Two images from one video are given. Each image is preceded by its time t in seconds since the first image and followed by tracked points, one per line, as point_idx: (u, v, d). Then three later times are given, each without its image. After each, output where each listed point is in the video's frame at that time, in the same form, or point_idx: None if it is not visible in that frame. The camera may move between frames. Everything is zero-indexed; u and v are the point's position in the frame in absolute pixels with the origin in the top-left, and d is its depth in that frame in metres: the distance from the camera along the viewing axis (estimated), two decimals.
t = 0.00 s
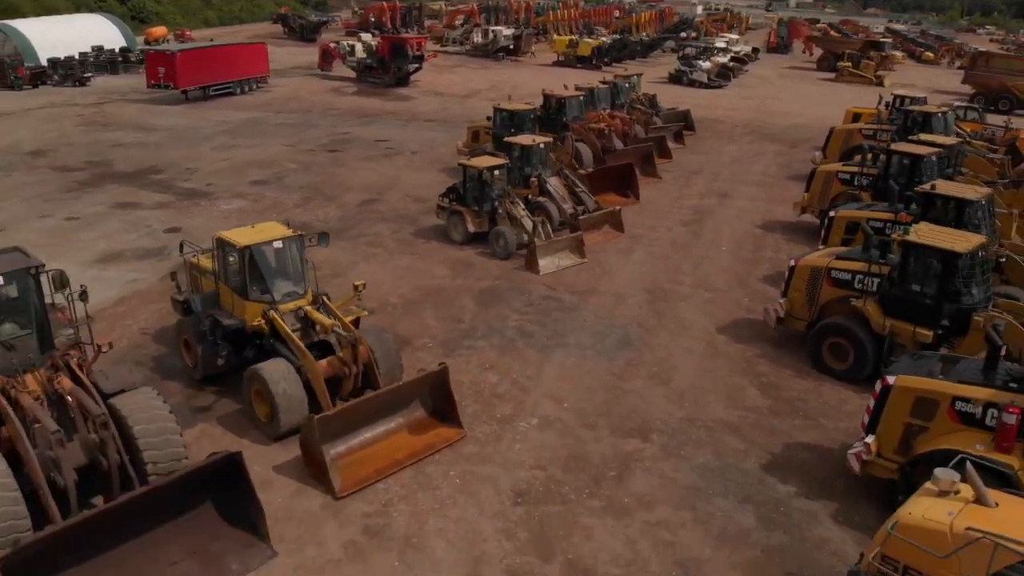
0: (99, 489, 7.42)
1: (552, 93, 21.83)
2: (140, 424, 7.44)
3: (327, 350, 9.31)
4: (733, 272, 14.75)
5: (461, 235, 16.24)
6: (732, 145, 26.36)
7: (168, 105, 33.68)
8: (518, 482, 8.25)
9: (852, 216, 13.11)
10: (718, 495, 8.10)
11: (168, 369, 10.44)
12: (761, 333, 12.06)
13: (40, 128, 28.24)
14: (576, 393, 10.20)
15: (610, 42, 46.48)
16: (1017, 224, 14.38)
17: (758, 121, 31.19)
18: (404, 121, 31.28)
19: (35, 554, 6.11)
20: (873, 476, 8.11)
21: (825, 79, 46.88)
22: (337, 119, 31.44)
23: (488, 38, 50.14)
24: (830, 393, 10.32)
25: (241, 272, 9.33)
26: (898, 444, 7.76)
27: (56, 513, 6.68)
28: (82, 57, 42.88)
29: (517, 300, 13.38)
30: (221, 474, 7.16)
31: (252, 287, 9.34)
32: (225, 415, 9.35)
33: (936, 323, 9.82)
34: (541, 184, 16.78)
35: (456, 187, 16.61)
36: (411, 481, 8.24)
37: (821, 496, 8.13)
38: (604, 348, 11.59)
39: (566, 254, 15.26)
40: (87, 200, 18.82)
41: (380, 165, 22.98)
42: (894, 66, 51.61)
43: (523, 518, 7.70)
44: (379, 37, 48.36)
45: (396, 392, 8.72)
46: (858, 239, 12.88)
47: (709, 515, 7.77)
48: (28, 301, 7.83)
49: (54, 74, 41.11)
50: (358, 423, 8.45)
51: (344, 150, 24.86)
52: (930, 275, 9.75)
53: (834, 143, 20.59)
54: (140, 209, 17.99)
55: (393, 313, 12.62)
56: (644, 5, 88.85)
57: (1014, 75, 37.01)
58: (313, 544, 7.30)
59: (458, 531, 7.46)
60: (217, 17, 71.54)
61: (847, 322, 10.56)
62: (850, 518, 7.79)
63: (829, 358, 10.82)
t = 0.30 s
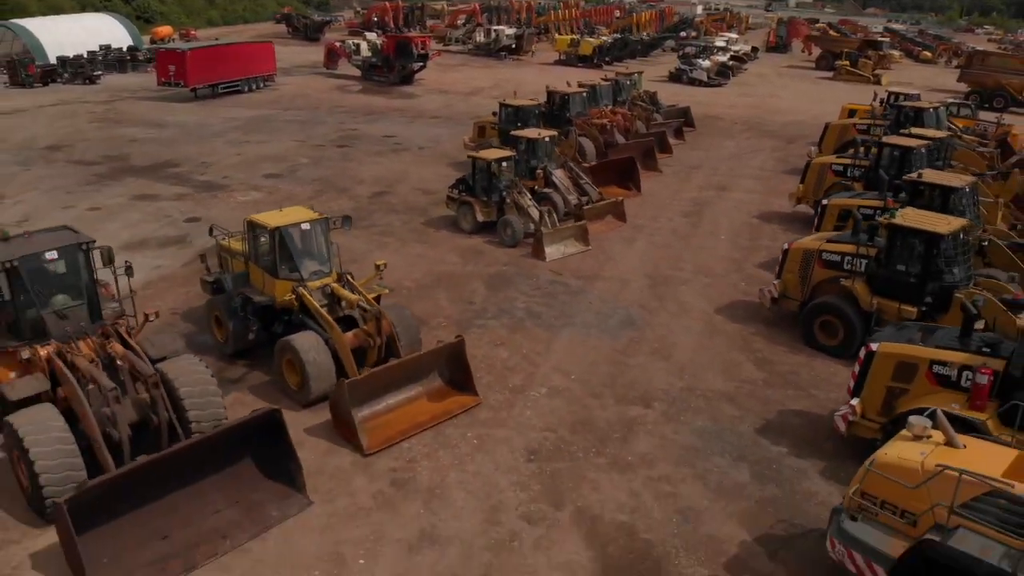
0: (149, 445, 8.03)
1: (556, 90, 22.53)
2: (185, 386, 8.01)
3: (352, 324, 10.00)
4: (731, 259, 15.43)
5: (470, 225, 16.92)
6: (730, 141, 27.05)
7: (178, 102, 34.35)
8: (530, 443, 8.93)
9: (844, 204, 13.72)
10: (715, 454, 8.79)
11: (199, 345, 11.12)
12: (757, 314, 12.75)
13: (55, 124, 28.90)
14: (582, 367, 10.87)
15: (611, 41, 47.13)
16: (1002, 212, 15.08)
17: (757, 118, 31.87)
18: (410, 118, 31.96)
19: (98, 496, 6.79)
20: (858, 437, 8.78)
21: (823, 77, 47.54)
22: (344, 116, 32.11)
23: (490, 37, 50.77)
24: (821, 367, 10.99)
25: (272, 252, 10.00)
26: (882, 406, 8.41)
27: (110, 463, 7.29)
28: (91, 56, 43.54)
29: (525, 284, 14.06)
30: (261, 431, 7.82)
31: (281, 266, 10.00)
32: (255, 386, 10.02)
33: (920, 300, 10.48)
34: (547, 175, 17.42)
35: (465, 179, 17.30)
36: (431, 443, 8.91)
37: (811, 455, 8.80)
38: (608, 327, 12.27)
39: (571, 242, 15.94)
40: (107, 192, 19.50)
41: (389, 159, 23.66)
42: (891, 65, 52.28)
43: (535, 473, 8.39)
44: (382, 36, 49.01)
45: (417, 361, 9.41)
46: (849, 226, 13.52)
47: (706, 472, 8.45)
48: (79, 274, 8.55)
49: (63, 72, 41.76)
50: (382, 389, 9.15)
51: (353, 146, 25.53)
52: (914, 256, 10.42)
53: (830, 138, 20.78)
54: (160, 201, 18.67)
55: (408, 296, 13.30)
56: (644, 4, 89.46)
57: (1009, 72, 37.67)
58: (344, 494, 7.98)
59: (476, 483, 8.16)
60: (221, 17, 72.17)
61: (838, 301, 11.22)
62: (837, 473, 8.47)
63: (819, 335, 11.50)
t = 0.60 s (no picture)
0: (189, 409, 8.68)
1: (559, 86, 23.20)
2: (221, 354, 8.67)
3: (372, 303, 10.69)
4: (728, 247, 16.10)
5: (478, 216, 17.59)
6: (729, 137, 27.74)
7: (187, 99, 34.98)
8: (539, 412, 9.60)
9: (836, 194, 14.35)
10: (712, 421, 9.46)
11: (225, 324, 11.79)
12: (752, 297, 13.44)
13: (69, 120, 29.54)
14: (587, 346, 11.54)
15: (612, 41, 47.77)
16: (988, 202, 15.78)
17: (755, 115, 32.56)
18: (415, 115, 32.61)
19: (147, 451, 7.42)
20: (844, 404, 9.44)
21: (821, 76, 48.20)
22: (350, 113, 32.75)
23: (492, 37, 51.39)
24: (812, 345, 11.67)
25: (297, 236, 10.69)
26: (866, 374, 9.09)
27: (155, 423, 7.94)
28: (99, 54, 44.14)
29: (531, 270, 14.74)
30: (292, 396, 8.49)
31: (306, 249, 10.70)
32: (281, 360, 10.69)
33: (906, 282, 11.13)
34: (551, 168, 18.07)
35: (473, 171, 17.97)
36: (448, 411, 9.58)
37: (800, 421, 9.48)
38: (611, 309, 12.94)
39: (575, 232, 16.61)
40: (125, 185, 20.16)
41: (396, 154, 24.33)
42: (889, 64, 52.96)
43: (545, 437, 9.09)
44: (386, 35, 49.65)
45: (433, 336, 10.10)
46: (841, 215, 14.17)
47: (703, 436, 9.12)
48: (120, 253, 9.21)
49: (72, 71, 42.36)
50: (401, 361, 9.85)
51: (361, 142, 26.19)
52: (900, 240, 11.07)
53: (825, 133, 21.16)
54: (177, 193, 19.33)
55: (420, 281, 13.97)
56: (644, 4, 90.05)
57: (1004, 71, 38.36)
58: (369, 454, 8.66)
59: (491, 446, 8.86)
60: (224, 16, 72.73)
61: (828, 284, 11.88)
62: (825, 437, 9.14)
63: (811, 315, 12.17)
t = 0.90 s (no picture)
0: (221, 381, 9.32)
1: (562, 84, 23.84)
2: (252, 329, 9.34)
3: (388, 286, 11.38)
4: (725, 238, 16.77)
5: (484, 208, 18.23)
6: (727, 134, 28.40)
7: (196, 97, 35.62)
8: (546, 387, 10.30)
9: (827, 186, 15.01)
10: (707, 394, 10.14)
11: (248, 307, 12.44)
12: (746, 283, 14.11)
13: (82, 117, 30.19)
14: (590, 328, 12.23)
15: (613, 41, 48.41)
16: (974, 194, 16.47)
17: (753, 113, 33.23)
18: (420, 114, 33.27)
19: (187, 415, 8.07)
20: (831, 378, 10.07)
21: (819, 76, 48.84)
22: (356, 111, 33.41)
23: (494, 37, 52.03)
24: (803, 326, 12.35)
25: (318, 224, 11.37)
26: (851, 349, 9.75)
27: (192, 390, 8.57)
28: (106, 53, 44.74)
29: (537, 259, 15.40)
30: (317, 367, 9.16)
31: (326, 236, 11.38)
32: (302, 340, 11.35)
33: (891, 267, 11.78)
34: (554, 162, 18.71)
35: (479, 166, 18.62)
36: (461, 387, 10.28)
37: (790, 394, 10.15)
38: (613, 294, 13.62)
39: (578, 224, 17.26)
40: (142, 179, 20.81)
41: (403, 151, 24.99)
42: (886, 64, 53.60)
43: (551, 408, 9.77)
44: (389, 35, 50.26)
45: (447, 317, 10.81)
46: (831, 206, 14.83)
47: (699, 407, 9.80)
48: (155, 237, 9.86)
49: (81, 69, 42.98)
50: (417, 339, 10.56)
51: (368, 139, 26.84)
52: (886, 228, 11.73)
53: (820, 129, 21.80)
54: (193, 187, 19.99)
55: (430, 268, 14.64)
56: (643, 5, 90.61)
57: (999, 70, 39.03)
58: (389, 422, 9.35)
59: (501, 416, 9.55)
60: (227, 16, 73.30)
61: (818, 269, 12.54)
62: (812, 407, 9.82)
63: (802, 299, 12.83)
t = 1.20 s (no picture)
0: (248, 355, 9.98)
1: (564, 82, 24.49)
2: (278, 308, 10.01)
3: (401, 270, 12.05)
4: (722, 229, 17.43)
5: (489, 201, 18.87)
6: (725, 131, 29.04)
7: (203, 95, 36.25)
8: (552, 364, 10.97)
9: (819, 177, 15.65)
10: (703, 369, 10.79)
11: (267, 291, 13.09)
12: (741, 270, 14.76)
13: (94, 114, 30.82)
14: (592, 310, 12.88)
15: (613, 40, 49.03)
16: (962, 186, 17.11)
17: (750, 110, 33.87)
18: (424, 111, 33.91)
19: (221, 383, 8.74)
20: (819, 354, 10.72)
21: (817, 74, 49.46)
22: (361, 109, 34.06)
23: (496, 36, 52.65)
24: (794, 309, 13.00)
25: (334, 211, 12.01)
26: (838, 327, 10.35)
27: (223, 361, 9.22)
28: (113, 52, 45.36)
29: (541, 248, 16.05)
30: (338, 342, 9.82)
31: (342, 223, 12.01)
32: (320, 322, 12.02)
33: (878, 252, 12.40)
34: (557, 156, 19.35)
35: (484, 160, 19.26)
36: (471, 364, 10.94)
37: (781, 370, 10.81)
38: (614, 280, 14.28)
39: (580, 215, 17.91)
40: (156, 173, 21.44)
41: (409, 146, 25.64)
42: (883, 63, 54.20)
43: (556, 382, 10.45)
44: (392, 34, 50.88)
45: (458, 299, 11.48)
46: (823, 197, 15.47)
47: (695, 381, 10.46)
48: (185, 221, 10.50)
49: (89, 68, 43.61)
50: (429, 319, 11.23)
51: (374, 135, 27.49)
52: (873, 216, 12.35)
53: (815, 124, 22.44)
54: (206, 181, 20.63)
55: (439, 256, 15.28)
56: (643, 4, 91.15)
57: (993, 69, 39.65)
58: (405, 393, 10.07)
59: (509, 389, 10.24)
60: (230, 16, 73.93)
61: (810, 255, 13.17)
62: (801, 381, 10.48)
63: (795, 284, 13.46)
